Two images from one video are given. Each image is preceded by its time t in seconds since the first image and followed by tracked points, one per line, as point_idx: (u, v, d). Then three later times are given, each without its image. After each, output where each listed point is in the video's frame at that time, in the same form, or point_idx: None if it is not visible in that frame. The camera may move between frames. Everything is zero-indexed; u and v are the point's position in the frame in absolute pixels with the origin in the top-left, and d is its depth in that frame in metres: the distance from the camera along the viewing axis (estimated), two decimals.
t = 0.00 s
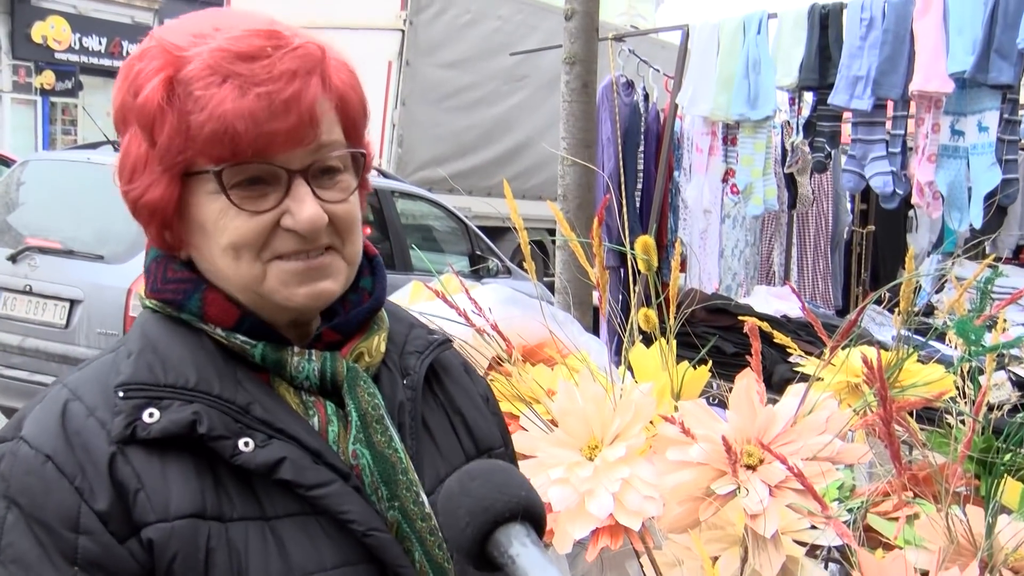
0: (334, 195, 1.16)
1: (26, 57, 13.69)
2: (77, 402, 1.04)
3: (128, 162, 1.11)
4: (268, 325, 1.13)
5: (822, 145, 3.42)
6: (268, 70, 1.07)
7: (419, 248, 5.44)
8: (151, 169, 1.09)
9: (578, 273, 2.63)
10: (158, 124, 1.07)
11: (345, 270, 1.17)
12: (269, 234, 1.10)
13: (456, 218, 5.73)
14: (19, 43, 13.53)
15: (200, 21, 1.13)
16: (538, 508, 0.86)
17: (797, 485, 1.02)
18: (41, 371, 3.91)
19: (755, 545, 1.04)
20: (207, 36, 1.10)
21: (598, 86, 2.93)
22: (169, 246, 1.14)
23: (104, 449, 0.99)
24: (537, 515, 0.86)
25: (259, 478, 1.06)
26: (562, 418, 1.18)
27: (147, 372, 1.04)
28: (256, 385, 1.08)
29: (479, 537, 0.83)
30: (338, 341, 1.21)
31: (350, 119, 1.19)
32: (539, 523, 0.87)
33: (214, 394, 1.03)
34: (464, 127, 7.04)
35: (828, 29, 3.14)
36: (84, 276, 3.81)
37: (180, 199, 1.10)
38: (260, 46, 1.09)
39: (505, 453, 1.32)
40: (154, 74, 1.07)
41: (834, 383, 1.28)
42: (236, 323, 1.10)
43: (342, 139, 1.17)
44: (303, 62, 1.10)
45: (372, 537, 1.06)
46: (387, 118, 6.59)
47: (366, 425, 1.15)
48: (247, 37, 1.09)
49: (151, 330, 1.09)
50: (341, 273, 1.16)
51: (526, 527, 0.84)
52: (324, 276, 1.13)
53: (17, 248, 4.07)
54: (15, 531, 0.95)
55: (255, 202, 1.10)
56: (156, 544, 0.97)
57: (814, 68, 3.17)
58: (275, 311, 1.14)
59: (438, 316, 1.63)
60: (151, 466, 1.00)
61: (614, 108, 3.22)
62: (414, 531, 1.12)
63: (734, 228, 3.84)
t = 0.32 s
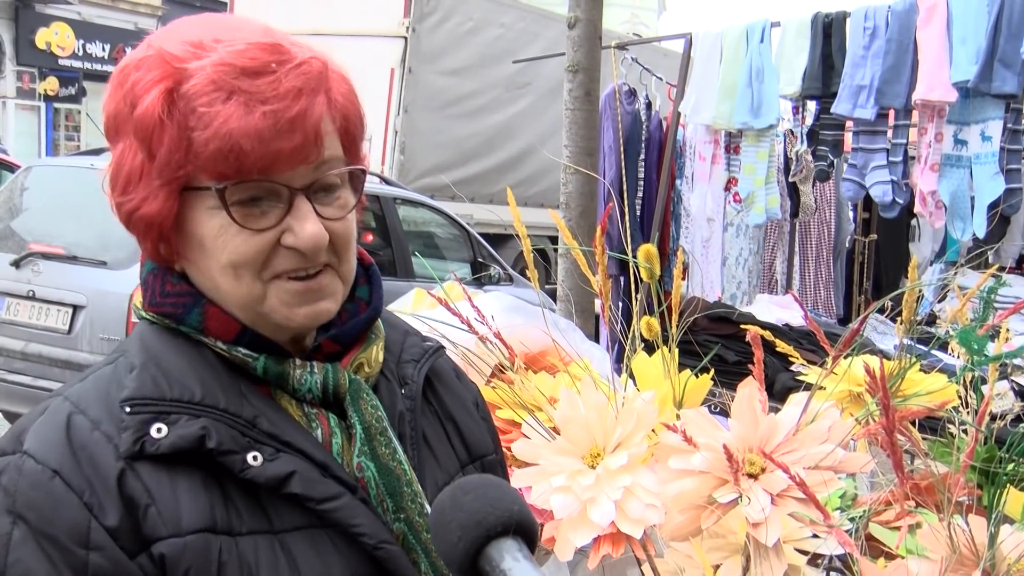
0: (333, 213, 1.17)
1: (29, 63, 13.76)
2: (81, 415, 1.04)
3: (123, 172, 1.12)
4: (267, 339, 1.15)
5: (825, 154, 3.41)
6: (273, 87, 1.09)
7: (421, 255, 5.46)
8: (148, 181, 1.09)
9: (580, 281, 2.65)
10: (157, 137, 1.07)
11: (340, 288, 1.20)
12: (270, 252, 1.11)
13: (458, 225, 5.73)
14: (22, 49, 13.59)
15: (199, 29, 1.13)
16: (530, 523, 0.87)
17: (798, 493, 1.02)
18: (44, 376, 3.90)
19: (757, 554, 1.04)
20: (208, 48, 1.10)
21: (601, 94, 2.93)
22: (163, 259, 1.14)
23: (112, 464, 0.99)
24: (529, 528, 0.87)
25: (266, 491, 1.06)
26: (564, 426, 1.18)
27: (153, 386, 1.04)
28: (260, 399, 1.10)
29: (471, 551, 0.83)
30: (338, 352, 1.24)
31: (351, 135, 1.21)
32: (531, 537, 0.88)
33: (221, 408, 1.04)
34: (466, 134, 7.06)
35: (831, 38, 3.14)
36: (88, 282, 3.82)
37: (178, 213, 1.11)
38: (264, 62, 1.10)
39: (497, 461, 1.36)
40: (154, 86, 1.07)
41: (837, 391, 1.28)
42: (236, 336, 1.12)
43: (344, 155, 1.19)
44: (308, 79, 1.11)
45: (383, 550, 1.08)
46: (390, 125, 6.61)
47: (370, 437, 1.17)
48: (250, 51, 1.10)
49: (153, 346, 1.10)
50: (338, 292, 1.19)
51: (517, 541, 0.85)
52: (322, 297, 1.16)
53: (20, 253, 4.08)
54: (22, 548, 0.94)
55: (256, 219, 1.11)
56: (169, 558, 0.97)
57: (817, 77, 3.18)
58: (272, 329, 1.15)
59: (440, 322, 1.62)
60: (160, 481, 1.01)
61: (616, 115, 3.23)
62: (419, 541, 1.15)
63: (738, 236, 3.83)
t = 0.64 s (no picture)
0: (324, 209, 1.19)
1: (34, 64, 13.79)
2: (73, 418, 1.06)
3: (117, 173, 1.15)
4: (260, 338, 1.16)
5: (829, 155, 3.41)
6: (255, 81, 1.11)
7: (425, 256, 5.47)
8: (139, 181, 1.12)
9: (583, 282, 2.66)
10: (145, 136, 1.10)
11: (333, 284, 1.21)
12: (258, 247, 1.14)
13: (463, 226, 5.72)
14: (27, 50, 13.63)
15: (188, 30, 1.16)
16: (527, 524, 0.87)
17: (803, 494, 1.02)
18: (47, 377, 3.92)
19: (760, 555, 1.04)
20: (195, 46, 1.13)
21: (605, 96, 2.93)
22: (158, 259, 1.17)
23: (104, 467, 1.01)
24: (524, 527, 0.87)
25: (259, 491, 1.09)
26: (569, 427, 1.19)
27: (145, 389, 1.06)
28: (253, 399, 1.12)
29: (469, 552, 0.84)
30: (332, 351, 1.27)
31: (340, 129, 1.24)
32: (528, 536, 0.88)
33: (212, 409, 1.06)
34: (470, 135, 7.06)
35: (834, 39, 3.14)
36: (92, 283, 3.84)
37: (167, 211, 1.13)
38: (248, 58, 1.12)
39: (494, 461, 1.39)
40: (143, 86, 1.10)
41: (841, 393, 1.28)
42: (230, 336, 1.13)
43: (332, 150, 1.21)
44: (291, 74, 1.14)
45: (377, 549, 1.11)
46: (395, 126, 6.62)
47: (364, 436, 1.20)
48: (234, 48, 1.12)
49: (146, 349, 1.11)
50: (330, 288, 1.20)
51: (515, 542, 0.85)
52: (312, 290, 1.17)
53: (25, 254, 4.10)
54: (15, 551, 0.97)
55: (244, 215, 1.13)
56: (162, 560, 0.99)
57: (822, 79, 3.18)
58: (266, 325, 1.17)
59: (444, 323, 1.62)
60: (153, 483, 1.03)
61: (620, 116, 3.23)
62: (414, 540, 1.18)
63: (742, 237, 3.81)
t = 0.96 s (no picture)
0: (315, 216, 1.19)
1: (39, 66, 13.85)
2: (69, 418, 1.06)
3: (115, 177, 1.16)
4: (256, 340, 1.17)
5: (833, 157, 3.41)
6: (243, 89, 1.10)
7: (428, 258, 5.48)
8: (134, 186, 1.13)
9: (587, 284, 2.66)
10: (138, 141, 1.11)
11: (325, 287, 1.21)
12: (248, 253, 1.14)
13: (465, 228, 5.72)
14: (32, 52, 13.68)
15: (186, 34, 1.16)
16: (526, 524, 0.87)
17: (807, 498, 1.02)
18: (50, 379, 3.93)
19: (764, 558, 1.03)
20: (189, 52, 1.13)
21: (609, 97, 2.93)
22: (154, 262, 1.18)
23: (99, 466, 1.01)
24: (524, 527, 0.87)
25: (254, 493, 1.09)
26: (572, 430, 1.18)
27: (141, 387, 1.06)
28: (249, 400, 1.12)
29: (469, 552, 0.83)
30: (329, 353, 1.27)
31: (336, 134, 1.22)
32: (528, 535, 0.88)
33: (207, 410, 1.06)
34: (473, 137, 7.07)
35: (839, 41, 3.15)
36: (97, 285, 3.84)
37: (160, 216, 1.14)
38: (238, 65, 1.11)
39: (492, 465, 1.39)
40: (136, 91, 1.10)
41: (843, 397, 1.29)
42: (226, 337, 1.14)
43: (326, 155, 1.20)
44: (281, 80, 1.13)
45: (370, 551, 1.10)
46: (398, 128, 6.61)
47: (359, 439, 1.19)
48: (226, 55, 1.12)
49: (144, 348, 1.12)
50: (321, 290, 1.20)
51: (515, 541, 0.85)
52: (302, 294, 1.17)
53: (29, 256, 4.10)
54: (9, 551, 0.97)
55: (233, 222, 1.14)
56: (154, 561, 0.99)
57: (825, 81, 3.18)
58: (262, 329, 1.17)
59: (447, 325, 1.61)
60: (147, 483, 1.03)
61: (623, 119, 3.23)
62: (408, 543, 1.17)
63: (743, 240, 3.81)
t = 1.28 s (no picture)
0: (315, 213, 1.21)
1: (48, 70, 13.92)
2: (73, 415, 1.07)
3: (106, 184, 1.16)
4: (258, 341, 1.18)
5: (842, 159, 3.44)
6: (242, 88, 1.12)
7: (436, 261, 5.49)
8: (128, 192, 1.13)
9: (595, 286, 2.66)
10: (132, 145, 1.11)
11: (328, 287, 1.23)
12: (250, 255, 1.15)
13: (474, 231, 5.73)
14: (42, 57, 13.76)
15: (174, 38, 1.17)
16: (529, 522, 0.88)
17: (817, 501, 1.01)
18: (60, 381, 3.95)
19: (774, 560, 1.03)
20: (181, 54, 1.14)
21: (617, 100, 2.93)
22: (151, 268, 1.18)
23: (103, 468, 1.02)
24: (527, 528, 0.88)
25: (261, 494, 1.09)
26: (581, 433, 1.18)
27: (144, 393, 1.06)
28: (253, 401, 1.12)
29: (471, 552, 0.83)
30: (333, 350, 1.27)
31: (330, 133, 1.24)
32: (530, 536, 0.88)
33: (212, 414, 1.07)
34: (481, 140, 7.07)
35: (848, 43, 3.14)
36: (106, 287, 3.87)
37: (158, 220, 1.14)
38: (234, 66, 1.13)
39: (502, 451, 1.42)
40: (128, 95, 1.10)
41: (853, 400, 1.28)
42: (226, 341, 1.15)
43: (321, 152, 1.22)
44: (278, 79, 1.15)
45: (380, 548, 1.11)
46: (406, 131, 6.62)
47: (365, 436, 1.21)
48: (220, 56, 1.14)
49: (146, 351, 1.12)
50: (325, 290, 1.22)
51: (519, 541, 0.85)
52: (308, 295, 1.19)
53: (39, 259, 4.13)
54: (6, 537, 0.96)
55: (235, 223, 1.15)
56: (156, 564, 1.00)
57: (835, 83, 3.18)
58: (265, 331, 1.19)
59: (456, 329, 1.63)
60: (149, 487, 1.03)
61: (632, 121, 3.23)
62: (418, 540, 1.19)
63: (752, 242, 3.82)
